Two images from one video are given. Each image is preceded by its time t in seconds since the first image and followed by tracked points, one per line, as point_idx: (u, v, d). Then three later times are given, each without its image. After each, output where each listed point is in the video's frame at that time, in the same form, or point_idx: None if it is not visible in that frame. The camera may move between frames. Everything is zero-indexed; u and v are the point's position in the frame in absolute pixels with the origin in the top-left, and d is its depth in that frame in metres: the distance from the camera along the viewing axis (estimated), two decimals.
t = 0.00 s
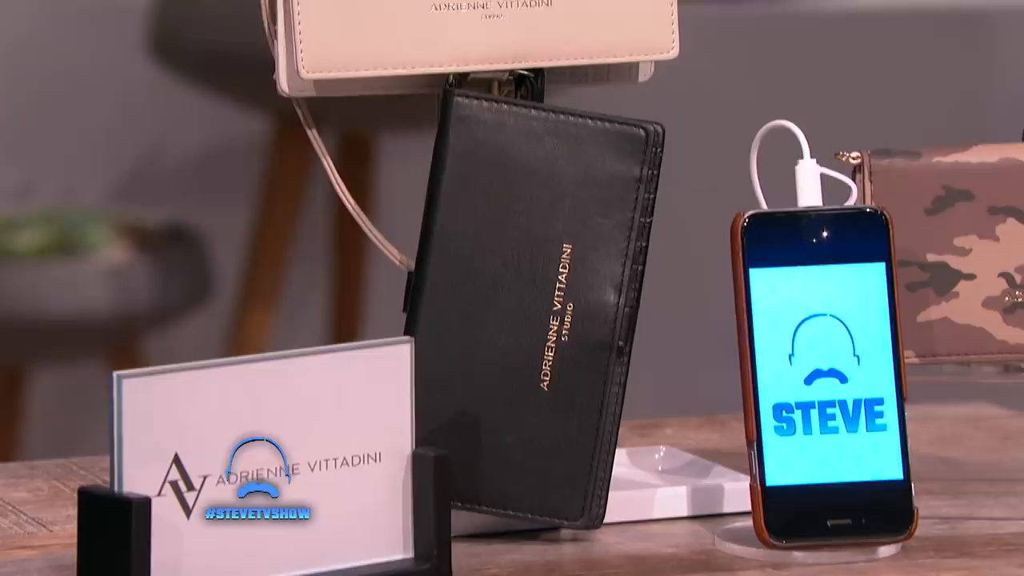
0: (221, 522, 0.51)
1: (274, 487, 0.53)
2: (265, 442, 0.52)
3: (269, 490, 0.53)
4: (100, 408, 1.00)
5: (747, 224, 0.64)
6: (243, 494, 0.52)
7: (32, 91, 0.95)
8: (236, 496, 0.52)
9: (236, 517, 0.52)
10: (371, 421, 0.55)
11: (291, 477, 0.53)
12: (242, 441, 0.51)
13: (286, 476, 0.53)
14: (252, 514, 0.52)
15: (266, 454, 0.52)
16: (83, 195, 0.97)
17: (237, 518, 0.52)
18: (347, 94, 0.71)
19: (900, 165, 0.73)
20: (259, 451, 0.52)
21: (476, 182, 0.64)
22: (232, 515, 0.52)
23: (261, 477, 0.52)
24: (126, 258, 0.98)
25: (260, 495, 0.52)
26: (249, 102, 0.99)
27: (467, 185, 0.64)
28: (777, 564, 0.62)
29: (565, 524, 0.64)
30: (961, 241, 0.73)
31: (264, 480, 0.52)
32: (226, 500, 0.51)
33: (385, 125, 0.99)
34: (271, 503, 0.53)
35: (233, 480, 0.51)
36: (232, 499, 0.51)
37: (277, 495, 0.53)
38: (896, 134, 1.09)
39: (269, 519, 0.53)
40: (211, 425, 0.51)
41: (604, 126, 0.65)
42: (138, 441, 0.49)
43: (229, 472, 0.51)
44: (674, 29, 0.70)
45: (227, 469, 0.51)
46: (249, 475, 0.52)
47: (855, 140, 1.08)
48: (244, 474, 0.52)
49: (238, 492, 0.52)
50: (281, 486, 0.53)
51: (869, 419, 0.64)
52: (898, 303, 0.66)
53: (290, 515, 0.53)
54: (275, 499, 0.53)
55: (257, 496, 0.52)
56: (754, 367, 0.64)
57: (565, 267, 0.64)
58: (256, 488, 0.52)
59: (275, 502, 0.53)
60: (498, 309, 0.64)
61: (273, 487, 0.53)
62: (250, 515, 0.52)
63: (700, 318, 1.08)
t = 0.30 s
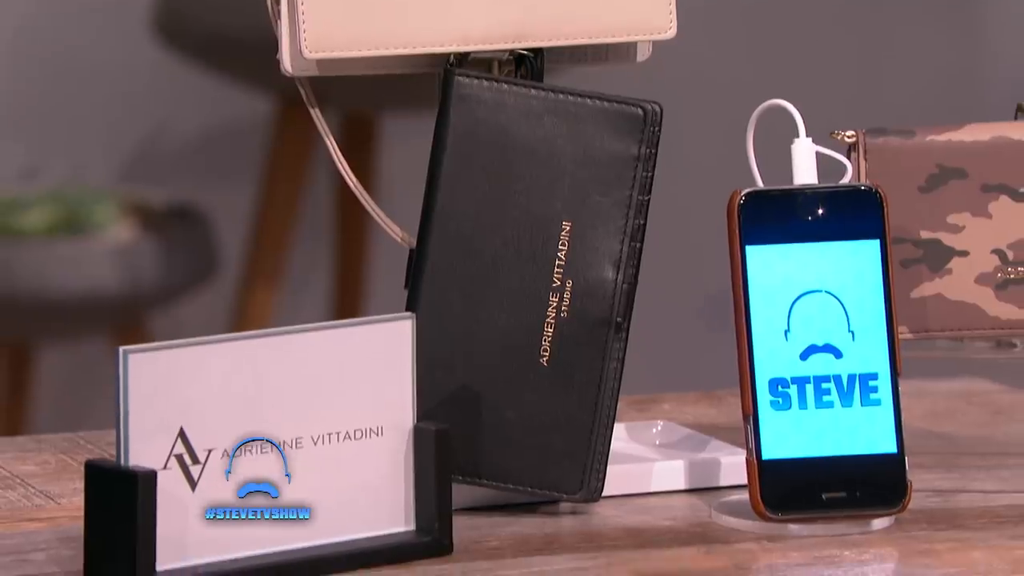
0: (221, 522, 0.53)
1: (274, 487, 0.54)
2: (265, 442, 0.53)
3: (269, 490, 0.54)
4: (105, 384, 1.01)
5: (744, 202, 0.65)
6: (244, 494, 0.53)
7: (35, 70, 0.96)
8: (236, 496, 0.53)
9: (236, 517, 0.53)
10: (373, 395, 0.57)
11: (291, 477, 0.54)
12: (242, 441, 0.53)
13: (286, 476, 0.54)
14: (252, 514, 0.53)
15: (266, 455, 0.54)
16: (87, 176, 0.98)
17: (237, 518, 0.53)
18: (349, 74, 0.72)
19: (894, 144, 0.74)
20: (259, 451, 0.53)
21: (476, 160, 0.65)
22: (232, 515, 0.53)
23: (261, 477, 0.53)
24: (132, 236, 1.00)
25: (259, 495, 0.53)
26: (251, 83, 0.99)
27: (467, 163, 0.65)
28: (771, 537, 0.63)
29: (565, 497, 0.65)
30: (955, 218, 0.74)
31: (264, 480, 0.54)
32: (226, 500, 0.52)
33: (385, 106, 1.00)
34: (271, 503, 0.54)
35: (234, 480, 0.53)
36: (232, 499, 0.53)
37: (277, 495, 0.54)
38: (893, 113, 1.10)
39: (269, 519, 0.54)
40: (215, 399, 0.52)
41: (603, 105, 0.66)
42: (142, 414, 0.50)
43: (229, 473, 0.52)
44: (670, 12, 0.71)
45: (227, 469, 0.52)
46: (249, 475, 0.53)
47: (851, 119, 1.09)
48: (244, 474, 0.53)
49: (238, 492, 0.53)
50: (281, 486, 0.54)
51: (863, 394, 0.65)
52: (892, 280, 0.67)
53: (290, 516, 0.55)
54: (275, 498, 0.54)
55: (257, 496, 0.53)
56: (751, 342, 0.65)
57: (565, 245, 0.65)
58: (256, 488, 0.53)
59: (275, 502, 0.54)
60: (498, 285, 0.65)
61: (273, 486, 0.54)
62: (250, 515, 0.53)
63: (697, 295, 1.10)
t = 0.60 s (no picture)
0: (221, 522, 0.54)
1: (274, 487, 0.55)
2: (265, 443, 0.54)
3: (269, 490, 0.55)
4: (109, 371, 1.02)
5: (740, 192, 0.66)
6: (244, 494, 0.54)
7: (38, 61, 0.97)
8: (236, 496, 0.54)
9: (236, 517, 0.54)
10: (374, 383, 0.58)
11: (291, 477, 0.55)
12: (242, 440, 0.54)
13: (286, 476, 0.55)
14: (252, 513, 0.55)
15: (266, 455, 0.55)
16: (92, 169, 0.99)
17: (237, 517, 0.54)
18: (350, 64, 0.74)
19: (886, 135, 0.75)
20: (258, 452, 0.54)
21: (477, 150, 0.66)
22: (232, 515, 0.54)
23: (261, 477, 0.55)
24: (138, 226, 1.01)
25: (259, 495, 0.55)
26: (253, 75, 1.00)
27: (467, 154, 0.66)
28: (767, 522, 0.64)
29: (564, 484, 0.66)
30: (948, 208, 0.75)
31: (264, 480, 0.55)
32: (226, 501, 0.54)
33: (386, 97, 1.01)
34: (271, 503, 0.55)
35: (234, 480, 0.54)
36: (232, 499, 0.54)
37: (277, 495, 0.55)
38: (890, 102, 1.11)
39: (269, 519, 0.55)
40: (218, 386, 0.53)
41: (601, 96, 0.67)
42: (145, 400, 0.51)
43: (229, 473, 0.53)
44: (668, 4, 0.71)
45: (227, 470, 0.53)
46: (249, 475, 0.54)
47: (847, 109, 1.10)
48: (244, 474, 0.54)
49: (238, 492, 0.54)
50: (281, 486, 0.55)
51: (858, 381, 0.66)
52: (886, 269, 0.68)
53: (290, 515, 0.56)
54: (275, 499, 0.55)
55: (257, 496, 0.55)
56: (747, 330, 0.66)
57: (563, 234, 0.66)
58: (256, 488, 0.54)
59: (275, 502, 0.55)
60: (498, 274, 0.66)
61: (273, 487, 0.55)
62: (250, 515, 0.55)
63: (694, 284, 1.11)
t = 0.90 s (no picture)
0: (221, 522, 0.54)
1: (274, 487, 0.55)
2: (264, 443, 0.55)
3: (269, 490, 0.55)
4: (110, 371, 1.03)
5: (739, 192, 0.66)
6: (243, 494, 0.54)
7: (38, 61, 0.97)
8: (236, 496, 0.54)
9: (236, 517, 0.54)
10: (374, 383, 0.58)
11: (291, 478, 0.56)
12: (243, 440, 0.54)
13: (286, 476, 0.56)
14: (252, 514, 0.55)
15: (266, 455, 0.55)
16: (92, 169, 1.00)
17: (237, 517, 0.54)
18: (349, 66, 0.74)
19: (885, 136, 0.75)
20: (258, 452, 0.55)
21: (476, 151, 0.67)
22: (232, 516, 0.54)
23: (261, 477, 0.55)
24: (138, 226, 1.01)
25: (259, 495, 0.55)
26: (252, 76, 1.01)
27: (467, 154, 0.67)
28: (766, 522, 0.64)
29: (564, 484, 0.66)
30: (946, 209, 0.76)
31: (264, 480, 0.55)
32: (226, 501, 0.54)
33: (385, 98, 1.02)
34: (270, 503, 0.55)
35: (234, 480, 0.54)
36: (232, 499, 0.54)
37: (277, 495, 0.55)
38: (889, 103, 1.11)
39: (269, 519, 0.56)
40: (219, 386, 0.53)
41: (600, 97, 0.67)
42: (147, 400, 0.51)
43: (229, 473, 0.54)
44: (668, 5, 0.72)
45: (227, 470, 0.54)
46: (249, 476, 0.54)
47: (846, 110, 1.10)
48: (244, 474, 0.54)
49: (238, 492, 0.54)
50: (281, 486, 0.55)
51: (856, 381, 0.66)
52: (885, 270, 0.68)
53: (290, 515, 0.56)
54: (275, 499, 0.55)
55: (257, 496, 0.55)
56: (746, 330, 0.66)
57: (562, 235, 0.66)
58: (256, 488, 0.55)
59: (275, 502, 0.55)
60: (497, 274, 0.66)
61: (273, 487, 0.55)
62: (250, 515, 0.55)
63: (693, 283, 1.11)
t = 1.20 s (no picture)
0: (221, 522, 0.54)
1: (274, 487, 0.55)
2: (264, 443, 0.55)
3: (269, 490, 0.55)
4: (110, 371, 1.03)
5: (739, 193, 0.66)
6: (243, 494, 0.54)
7: (39, 61, 0.97)
8: (236, 496, 0.54)
9: (235, 517, 0.54)
10: (374, 382, 0.58)
11: (291, 478, 0.56)
12: (243, 441, 0.54)
13: (286, 476, 0.56)
14: (252, 514, 0.55)
15: (266, 455, 0.55)
16: (92, 168, 1.00)
17: (237, 517, 0.54)
18: (349, 66, 0.74)
19: (885, 136, 0.75)
20: (258, 452, 0.55)
21: (476, 151, 0.67)
22: (232, 516, 0.54)
23: (261, 477, 0.55)
24: (138, 227, 1.01)
25: (259, 495, 0.55)
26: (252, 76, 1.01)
27: (467, 155, 0.67)
28: (766, 522, 0.64)
29: (564, 483, 0.66)
30: (946, 209, 0.76)
31: (264, 481, 0.55)
32: (226, 500, 0.54)
33: (385, 98, 1.02)
34: (270, 503, 0.55)
35: (234, 480, 0.54)
36: (232, 499, 0.54)
37: (277, 495, 0.55)
38: (889, 103, 1.11)
39: (269, 519, 0.56)
40: (220, 387, 0.53)
41: (599, 98, 0.67)
42: (147, 400, 0.51)
43: (229, 473, 0.54)
44: (668, 5, 0.72)
45: (227, 470, 0.54)
46: (249, 475, 0.54)
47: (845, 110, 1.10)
48: (244, 475, 0.54)
49: (238, 492, 0.54)
50: (281, 486, 0.55)
51: (856, 381, 0.66)
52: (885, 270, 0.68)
53: (290, 515, 0.56)
54: (275, 499, 0.55)
55: (257, 496, 0.55)
56: (746, 330, 0.66)
57: (562, 235, 0.66)
58: (256, 488, 0.55)
59: (275, 502, 0.55)
60: (497, 274, 0.66)
61: (273, 487, 0.55)
62: (250, 515, 0.55)
63: (693, 283, 1.11)
